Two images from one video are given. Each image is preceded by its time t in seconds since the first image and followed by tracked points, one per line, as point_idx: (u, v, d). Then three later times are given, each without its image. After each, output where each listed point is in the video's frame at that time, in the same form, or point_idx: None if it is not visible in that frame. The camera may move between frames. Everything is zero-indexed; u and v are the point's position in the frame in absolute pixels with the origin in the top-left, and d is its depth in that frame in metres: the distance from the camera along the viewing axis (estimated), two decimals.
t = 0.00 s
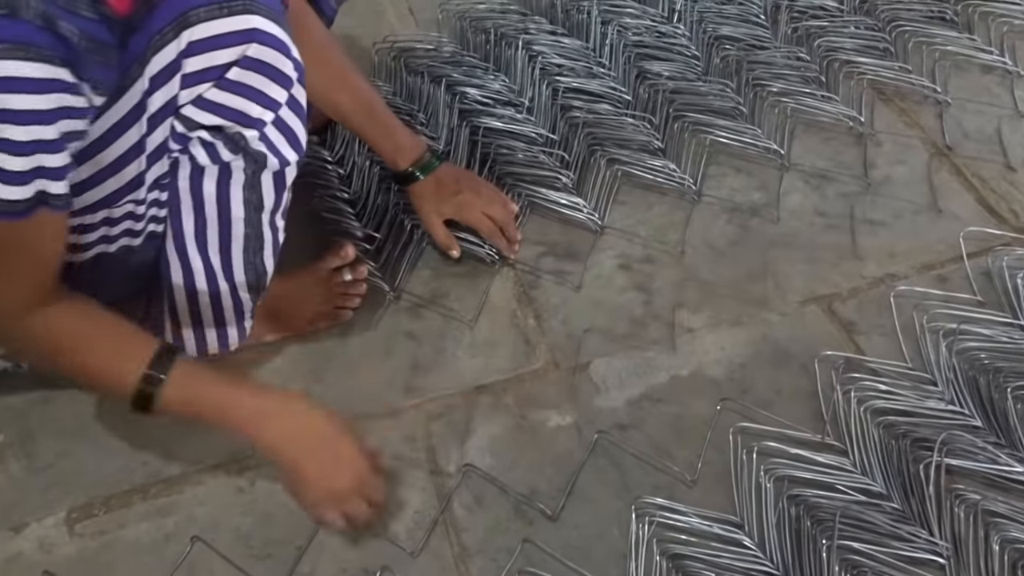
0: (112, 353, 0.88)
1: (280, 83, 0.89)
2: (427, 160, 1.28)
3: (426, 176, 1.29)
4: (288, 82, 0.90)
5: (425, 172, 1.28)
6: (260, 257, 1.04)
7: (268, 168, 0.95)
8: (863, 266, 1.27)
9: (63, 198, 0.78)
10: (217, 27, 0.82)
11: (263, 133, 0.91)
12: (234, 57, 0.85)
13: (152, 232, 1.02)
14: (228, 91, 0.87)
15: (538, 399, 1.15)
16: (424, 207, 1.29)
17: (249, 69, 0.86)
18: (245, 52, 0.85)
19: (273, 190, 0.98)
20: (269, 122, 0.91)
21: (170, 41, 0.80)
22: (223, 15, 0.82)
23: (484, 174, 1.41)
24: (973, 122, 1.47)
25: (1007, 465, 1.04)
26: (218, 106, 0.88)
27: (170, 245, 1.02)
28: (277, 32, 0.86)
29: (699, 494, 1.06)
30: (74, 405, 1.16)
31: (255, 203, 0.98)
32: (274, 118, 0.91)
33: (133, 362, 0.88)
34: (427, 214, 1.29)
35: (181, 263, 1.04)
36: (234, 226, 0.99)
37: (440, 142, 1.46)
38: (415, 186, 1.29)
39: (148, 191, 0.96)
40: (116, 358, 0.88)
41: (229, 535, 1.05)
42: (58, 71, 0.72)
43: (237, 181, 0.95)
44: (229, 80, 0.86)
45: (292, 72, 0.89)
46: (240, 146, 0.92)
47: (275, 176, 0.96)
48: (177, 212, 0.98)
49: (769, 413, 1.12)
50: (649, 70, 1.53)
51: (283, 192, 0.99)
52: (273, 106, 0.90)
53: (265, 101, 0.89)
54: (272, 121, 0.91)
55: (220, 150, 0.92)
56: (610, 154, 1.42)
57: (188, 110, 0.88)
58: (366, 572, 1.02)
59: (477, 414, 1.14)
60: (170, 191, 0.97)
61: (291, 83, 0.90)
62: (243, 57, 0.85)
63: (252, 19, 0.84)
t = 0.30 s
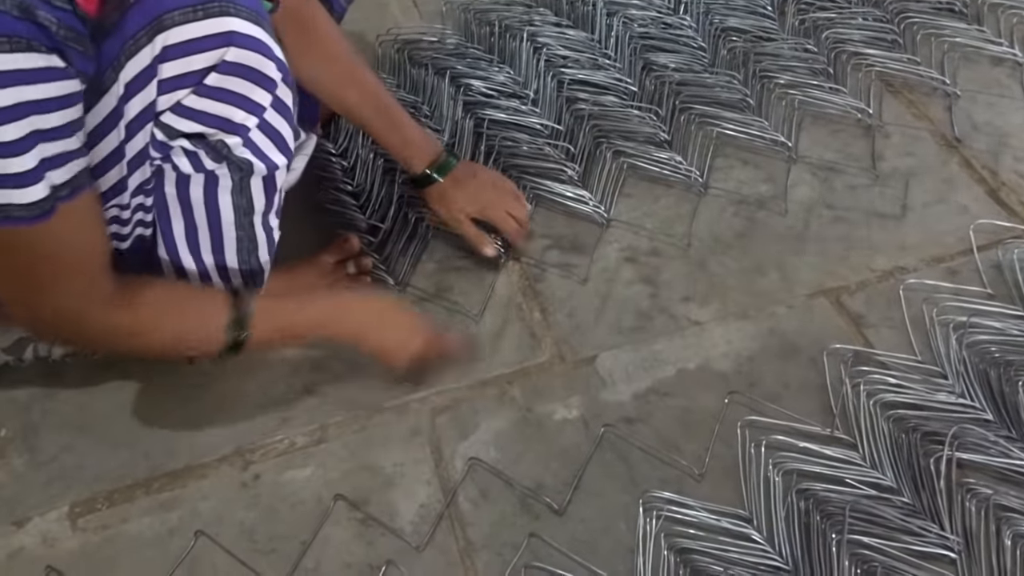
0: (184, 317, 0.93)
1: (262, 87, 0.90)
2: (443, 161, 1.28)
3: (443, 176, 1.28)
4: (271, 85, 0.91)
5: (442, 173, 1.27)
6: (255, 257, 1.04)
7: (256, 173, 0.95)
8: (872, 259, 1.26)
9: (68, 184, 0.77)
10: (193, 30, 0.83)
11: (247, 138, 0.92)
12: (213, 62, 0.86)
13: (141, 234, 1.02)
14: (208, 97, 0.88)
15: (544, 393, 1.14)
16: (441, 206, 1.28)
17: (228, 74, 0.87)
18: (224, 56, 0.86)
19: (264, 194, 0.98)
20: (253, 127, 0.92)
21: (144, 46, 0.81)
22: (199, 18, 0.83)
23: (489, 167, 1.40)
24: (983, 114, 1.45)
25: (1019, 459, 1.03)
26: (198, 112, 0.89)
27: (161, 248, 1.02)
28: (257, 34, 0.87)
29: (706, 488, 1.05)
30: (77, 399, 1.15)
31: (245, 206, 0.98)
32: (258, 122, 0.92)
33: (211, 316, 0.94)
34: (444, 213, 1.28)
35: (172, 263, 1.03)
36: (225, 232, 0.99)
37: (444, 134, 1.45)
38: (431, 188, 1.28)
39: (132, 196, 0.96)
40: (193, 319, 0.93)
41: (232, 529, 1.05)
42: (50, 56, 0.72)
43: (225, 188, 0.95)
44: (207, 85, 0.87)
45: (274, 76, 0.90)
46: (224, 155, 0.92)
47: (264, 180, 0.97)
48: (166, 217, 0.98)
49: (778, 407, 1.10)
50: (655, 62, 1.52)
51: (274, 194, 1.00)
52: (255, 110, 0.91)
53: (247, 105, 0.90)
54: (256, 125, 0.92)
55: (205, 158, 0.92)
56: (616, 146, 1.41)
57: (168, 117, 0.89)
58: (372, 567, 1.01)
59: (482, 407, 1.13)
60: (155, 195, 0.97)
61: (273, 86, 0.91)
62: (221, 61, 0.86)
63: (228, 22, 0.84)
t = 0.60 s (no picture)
0: (198, 321, 0.99)
1: (267, 89, 0.89)
2: (459, 185, 1.25)
3: (461, 202, 1.25)
4: (276, 87, 0.89)
5: (460, 199, 1.25)
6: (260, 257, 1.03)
7: (261, 176, 0.94)
8: (881, 256, 1.25)
9: (81, 177, 0.80)
10: (195, 33, 0.82)
11: (251, 141, 0.91)
12: (216, 65, 0.85)
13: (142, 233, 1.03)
14: (212, 100, 0.87)
15: (550, 391, 1.13)
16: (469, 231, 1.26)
17: (232, 77, 0.86)
18: (228, 58, 0.85)
19: (268, 198, 0.97)
20: (257, 130, 0.91)
21: (145, 48, 0.80)
22: (202, 20, 0.81)
23: (494, 163, 1.40)
24: (993, 109, 1.44)
25: None
26: (201, 115, 0.88)
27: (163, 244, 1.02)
28: (261, 36, 0.85)
29: (714, 488, 1.04)
30: (79, 397, 1.15)
31: (249, 210, 0.97)
32: (262, 126, 0.91)
33: (228, 318, 1.00)
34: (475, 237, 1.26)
35: (175, 261, 1.04)
36: (229, 233, 0.99)
37: (449, 130, 1.44)
38: (455, 215, 1.25)
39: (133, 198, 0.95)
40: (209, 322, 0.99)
41: (236, 529, 1.04)
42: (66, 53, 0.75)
43: (229, 191, 0.94)
44: (212, 88, 0.86)
45: (279, 78, 0.89)
46: (227, 159, 0.91)
47: (269, 183, 0.95)
48: (170, 217, 0.98)
49: (787, 406, 1.09)
50: (661, 57, 1.50)
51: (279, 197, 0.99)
52: (259, 112, 0.90)
53: (252, 107, 0.89)
54: (260, 129, 0.91)
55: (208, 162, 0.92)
56: (622, 142, 1.40)
57: (171, 120, 0.88)
58: (377, 567, 1.00)
59: (488, 406, 1.12)
60: (158, 196, 0.97)
61: (277, 88, 0.90)
62: (225, 64, 0.85)
63: (231, 24, 0.83)
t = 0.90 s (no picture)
0: (216, 336, 0.85)
1: (281, 87, 0.91)
2: (467, 189, 1.24)
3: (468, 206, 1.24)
4: (289, 85, 0.92)
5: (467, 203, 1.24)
6: (270, 255, 1.03)
7: (274, 175, 0.96)
8: (893, 257, 1.23)
9: (111, 162, 0.77)
10: (210, 29, 0.83)
11: (264, 140, 0.93)
12: (231, 62, 0.87)
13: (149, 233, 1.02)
14: (224, 99, 0.89)
15: (559, 391, 1.12)
16: (482, 232, 1.25)
17: (246, 75, 0.88)
18: (242, 56, 0.87)
19: (281, 196, 0.98)
20: (270, 129, 0.93)
21: (159, 45, 0.82)
22: (217, 18, 0.83)
23: (502, 160, 1.39)
24: (1006, 108, 1.42)
25: None
26: (214, 113, 0.89)
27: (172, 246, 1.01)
28: (276, 34, 0.87)
29: (724, 490, 1.03)
30: (83, 394, 1.14)
31: (261, 208, 0.97)
32: (275, 125, 0.93)
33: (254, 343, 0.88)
34: (488, 237, 1.25)
35: (185, 261, 1.02)
36: (240, 232, 0.99)
37: (457, 126, 1.43)
38: (467, 216, 1.24)
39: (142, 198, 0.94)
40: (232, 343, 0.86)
41: (241, 529, 1.03)
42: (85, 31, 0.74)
43: (241, 189, 0.95)
44: (225, 86, 0.88)
45: (293, 76, 0.91)
46: (240, 157, 0.93)
47: (281, 182, 0.97)
48: (181, 216, 0.97)
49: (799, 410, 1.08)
50: (671, 54, 1.49)
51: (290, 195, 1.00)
52: (273, 111, 0.92)
53: (265, 107, 0.91)
54: (273, 127, 0.93)
55: (221, 162, 0.92)
56: (632, 140, 1.39)
57: (184, 118, 0.89)
58: (383, 568, 0.99)
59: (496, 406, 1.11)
60: (167, 196, 0.95)
61: (290, 86, 0.92)
62: (239, 61, 0.87)
63: (246, 21, 0.85)
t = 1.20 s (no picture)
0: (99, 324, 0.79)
1: (286, 77, 0.88)
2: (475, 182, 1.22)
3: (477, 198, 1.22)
4: (295, 75, 0.89)
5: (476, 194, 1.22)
6: (277, 247, 1.02)
7: (280, 166, 0.94)
8: (906, 257, 1.22)
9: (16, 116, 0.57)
10: (214, 18, 0.83)
11: (270, 132, 0.91)
12: (235, 52, 0.85)
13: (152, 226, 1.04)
14: (228, 89, 0.87)
15: (567, 389, 1.11)
16: (489, 228, 1.23)
17: (250, 65, 0.86)
18: (246, 45, 0.85)
19: (287, 187, 0.97)
20: (277, 120, 0.90)
21: (163, 35, 0.82)
22: (221, 6, 0.82)
23: (512, 154, 1.37)
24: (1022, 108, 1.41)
25: None
26: (218, 104, 0.88)
27: (178, 239, 1.00)
28: (281, 22, 0.86)
29: (734, 491, 1.01)
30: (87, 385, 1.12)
31: (266, 200, 0.97)
32: (282, 116, 0.90)
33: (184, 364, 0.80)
34: (496, 232, 1.23)
35: (189, 253, 1.01)
36: (245, 225, 0.98)
37: (466, 119, 1.41)
38: (474, 211, 1.22)
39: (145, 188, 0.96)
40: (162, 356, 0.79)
41: (245, 525, 1.02)
42: None
43: (246, 181, 0.94)
44: (229, 76, 0.87)
45: (299, 65, 0.88)
46: (245, 149, 0.91)
47: (288, 173, 0.95)
48: (185, 207, 0.97)
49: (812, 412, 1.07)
50: (684, 49, 1.48)
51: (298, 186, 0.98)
52: (280, 102, 0.89)
53: (271, 97, 0.89)
54: (280, 118, 0.90)
55: (225, 154, 0.92)
56: (643, 135, 1.37)
57: (188, 108, 0.89)
58: (388, 566, 0.98)
59: (504, 403, 1.10)
60: (171, 186, 0.97)
61: (297, 77, 0.89)
62: (244, 50, 0.85)
63: (251, 10, 0.84)
